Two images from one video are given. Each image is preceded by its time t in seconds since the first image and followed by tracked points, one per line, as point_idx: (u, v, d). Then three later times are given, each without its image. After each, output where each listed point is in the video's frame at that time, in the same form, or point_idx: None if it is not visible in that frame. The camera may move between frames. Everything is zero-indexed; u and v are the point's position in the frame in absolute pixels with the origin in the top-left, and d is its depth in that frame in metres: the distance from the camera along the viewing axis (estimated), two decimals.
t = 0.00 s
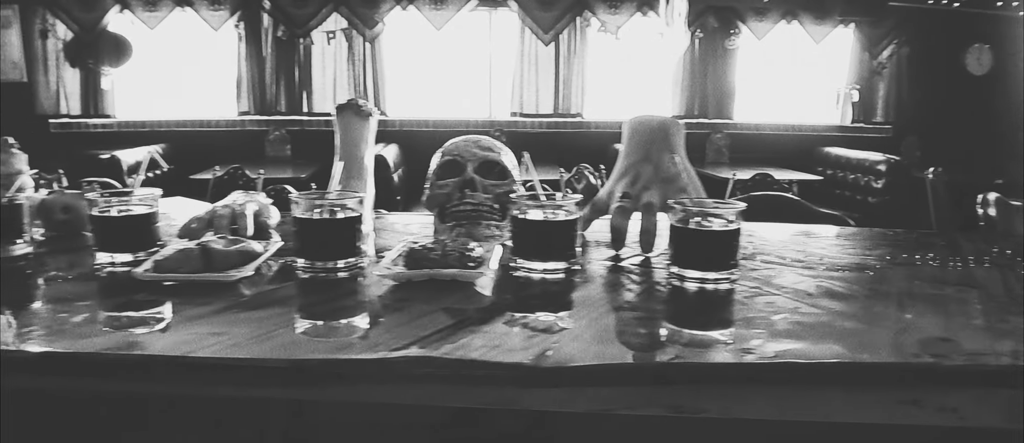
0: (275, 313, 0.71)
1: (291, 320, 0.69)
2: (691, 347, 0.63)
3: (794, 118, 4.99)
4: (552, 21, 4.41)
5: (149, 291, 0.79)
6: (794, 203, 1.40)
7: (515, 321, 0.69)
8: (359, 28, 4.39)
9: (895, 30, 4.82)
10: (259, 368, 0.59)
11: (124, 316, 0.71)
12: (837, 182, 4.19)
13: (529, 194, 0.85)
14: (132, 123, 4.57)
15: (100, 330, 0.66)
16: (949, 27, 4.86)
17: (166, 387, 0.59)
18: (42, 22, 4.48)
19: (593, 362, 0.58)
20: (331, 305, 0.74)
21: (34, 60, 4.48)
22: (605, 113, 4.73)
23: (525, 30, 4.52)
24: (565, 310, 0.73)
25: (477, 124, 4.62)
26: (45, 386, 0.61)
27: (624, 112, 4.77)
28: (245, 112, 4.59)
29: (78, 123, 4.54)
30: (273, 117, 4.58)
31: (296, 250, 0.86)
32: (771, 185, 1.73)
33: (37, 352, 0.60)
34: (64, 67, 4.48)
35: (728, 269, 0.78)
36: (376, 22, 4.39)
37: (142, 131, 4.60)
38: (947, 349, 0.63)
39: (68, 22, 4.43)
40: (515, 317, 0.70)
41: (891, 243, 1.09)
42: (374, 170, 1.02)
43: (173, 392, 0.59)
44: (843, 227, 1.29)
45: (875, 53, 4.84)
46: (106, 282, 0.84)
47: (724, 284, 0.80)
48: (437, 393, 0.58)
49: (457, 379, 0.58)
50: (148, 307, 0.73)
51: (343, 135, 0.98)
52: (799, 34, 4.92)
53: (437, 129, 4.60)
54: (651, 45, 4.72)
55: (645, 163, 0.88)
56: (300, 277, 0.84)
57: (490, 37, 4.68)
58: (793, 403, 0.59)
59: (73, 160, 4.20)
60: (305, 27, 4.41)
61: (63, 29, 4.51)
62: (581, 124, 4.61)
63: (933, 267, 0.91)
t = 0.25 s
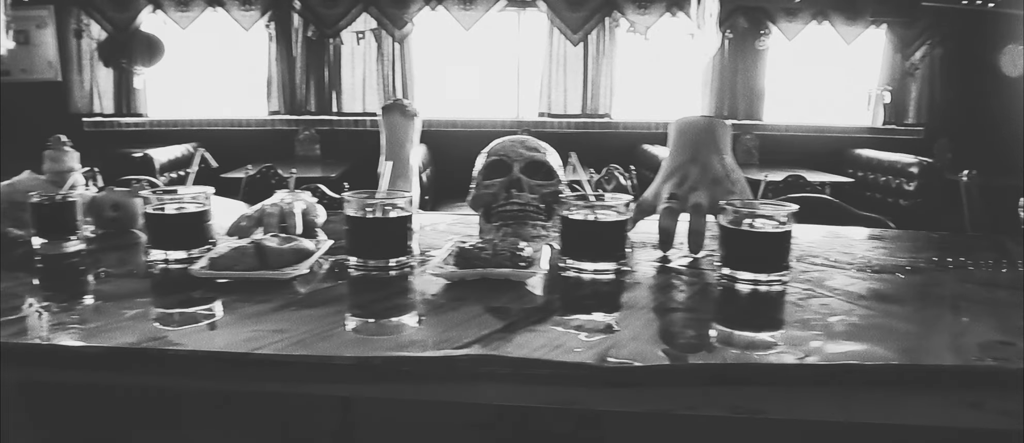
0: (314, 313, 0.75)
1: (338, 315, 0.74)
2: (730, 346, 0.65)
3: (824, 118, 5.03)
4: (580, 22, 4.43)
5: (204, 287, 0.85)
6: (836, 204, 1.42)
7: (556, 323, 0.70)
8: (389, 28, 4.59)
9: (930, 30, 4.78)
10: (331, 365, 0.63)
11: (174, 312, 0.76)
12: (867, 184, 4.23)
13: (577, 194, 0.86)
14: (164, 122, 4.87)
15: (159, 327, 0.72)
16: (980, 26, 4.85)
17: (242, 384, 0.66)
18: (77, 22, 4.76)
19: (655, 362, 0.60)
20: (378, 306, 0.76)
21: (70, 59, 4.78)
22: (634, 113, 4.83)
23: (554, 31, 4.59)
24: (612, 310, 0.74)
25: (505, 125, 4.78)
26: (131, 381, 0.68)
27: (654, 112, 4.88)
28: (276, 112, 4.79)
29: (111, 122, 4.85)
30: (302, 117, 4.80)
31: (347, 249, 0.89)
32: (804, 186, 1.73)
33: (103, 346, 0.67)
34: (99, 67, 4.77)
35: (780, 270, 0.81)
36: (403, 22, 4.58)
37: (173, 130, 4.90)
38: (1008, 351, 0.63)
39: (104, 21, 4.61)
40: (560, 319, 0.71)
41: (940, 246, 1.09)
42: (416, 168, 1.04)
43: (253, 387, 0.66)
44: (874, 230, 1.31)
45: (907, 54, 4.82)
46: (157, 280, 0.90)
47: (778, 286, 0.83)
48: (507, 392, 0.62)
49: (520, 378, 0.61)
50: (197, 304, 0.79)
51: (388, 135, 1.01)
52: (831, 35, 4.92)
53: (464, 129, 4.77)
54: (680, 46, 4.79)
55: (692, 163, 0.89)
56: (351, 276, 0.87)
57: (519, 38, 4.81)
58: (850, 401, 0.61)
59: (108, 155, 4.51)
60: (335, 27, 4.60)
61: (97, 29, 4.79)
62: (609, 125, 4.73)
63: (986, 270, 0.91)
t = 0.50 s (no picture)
0: (349, 311, 0.78)
1: (371, 314, 0.76)
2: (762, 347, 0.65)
3: (842, 118, 5.10)
4: (601, 21, 4.57)
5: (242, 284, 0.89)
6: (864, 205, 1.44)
7: (589, 324, 0.70)
8: (410, 28, 4.80)
9: (952, 30, 4.90)
10: (372, 362, 0.65)
11: (210, 309, 0.79)
12: (890, 185, 4.36)
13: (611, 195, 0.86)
14: (186, 122, 5.11)
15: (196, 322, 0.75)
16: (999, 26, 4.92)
17: (284, 381, 0.68)
18: (101, 22, 4.96)
19: (695, 363, 0.60)
20: (413, 305, 0.79)
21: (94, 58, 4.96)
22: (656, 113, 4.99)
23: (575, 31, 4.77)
24: (645, 311, 0.75)
25: (525, 124, 4.96)
26: (175, 377, 0.70)
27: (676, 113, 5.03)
28: (298, 111, 5.01)
29: (134, 121, 5.06)
30: (323, 116, 5.01)
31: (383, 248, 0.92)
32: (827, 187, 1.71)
33: (149, 342, 0.70)
34: (122, 67, 4.98)
35: (816, 271, 0.82)
36: (425, 22, 4.77)
37: (195, 129, 5.10)
38: None
39: (128, 22, 4.77)
40: (594, 320, 0.72)
41: (975, 247, 1.09)
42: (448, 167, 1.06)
43: (295, 385, 0.68)
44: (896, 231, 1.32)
45: (931, 54, 4.92)
46: (193, 277, 0.94)
47: (812, 287, 0.85)
48: (546, 389, 0.63)
49: (562, 376, 0.62)
50: (234, 301, 0.82)
51: (420, 134, 1.02)
52: (853, 35, 5.01)
53: (484, 129, 4.97)
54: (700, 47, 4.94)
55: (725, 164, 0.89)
56: (387, 274, 0.90)
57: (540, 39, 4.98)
58: (889, 399, 0.60)
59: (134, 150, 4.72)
60: (356, 27, 4.77)
61: (120, 29, 4.98)
62: (631, 125, 4.89)
63: None
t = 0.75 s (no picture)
0: (397, 306, 0.83)
1: (415, 309, 0.81)
2: (807, 346, 0.68)
3: (873, 118, 5.06)
4: (630, 21, 4.66)
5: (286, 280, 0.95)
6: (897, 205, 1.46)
7: (633, 322, 0.75)
8: (438, 28, 4.85)
9: (985, 30, 4.87)
10: (423, 357, 0.68)
11: (252, 305, 0.84)
12: (922, 187, 4.38)
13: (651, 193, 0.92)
14: (216, 120, 5.26)
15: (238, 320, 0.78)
16: None
17: (331, 374, 0.71)
18: (133, 22, 5.17)
19: (740, 359, 0.65)
20: (460, 300, 0.84)
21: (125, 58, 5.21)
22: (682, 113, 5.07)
23: (603, 32, 4.85)
24: (688, 309, 0.79)
25: (552, 124, 5.04)
26: (225, 371, 0.73)
27: (703, 113, 5.10)
28: (326, 111, 5.15)
29: (166, 119, 5.25)
30: (351, 116, 5.14)
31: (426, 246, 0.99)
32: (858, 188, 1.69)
33: (197, 336, 0.72)
34: (154, 66, 5.17)
35: (857, 269, 0.85)
36: (453, 22, 4.83)
37: (226, 129, 5.26)
38: None
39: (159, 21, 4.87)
40: (636, 319, 0.76)
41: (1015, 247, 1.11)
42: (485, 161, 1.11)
43: (341, 377, 0.71)
44: (928, 231, 1.32)
45: (963, 54, 4.89)
46: (236, 274, 0.99)
47: (853, 286, 0.87)
48: (590, 386, 0.67)
49: (612, 372, 0.66)
50: (278, 296, 0.88)
51: (457, 131, 1.07)
52: (883, 34, 5.00)
53: (510, 129, 5.07)
54: (729, 47, 4.99)
55: (765, 163, 0.92)
56: (429, 271, 0.97)
57: (568, 38, 5.06)
58: (922, 399, 0.64)
59: (168, 147, 4.89)
60: (385, 27, 4.89)
61: (151, 29, 5.19)
62: (658, 125, 4.98)
63: None
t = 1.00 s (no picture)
0: (429, 306, 0.85)
1: (446, 311, 0.83)
2: (835, 349, 0.68)
3: (896, 120, 5.05)
4: (652, 22, 4.49)
5: (319, 280, 0.97)
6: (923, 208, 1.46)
7: (663, 325, 0.76)
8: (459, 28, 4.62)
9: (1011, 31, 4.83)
10: (459, 357, 0.70)
11: (285, 305, 0.86)
12: (946, 189, 4.34)
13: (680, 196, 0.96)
14: (240, 121, 5.36)
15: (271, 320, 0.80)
16: None
17: (364, 373, 0.72)
18: (158, 23, 5.24)
19: (771, 361, 0.66)
20: (492, 302, 0.86)
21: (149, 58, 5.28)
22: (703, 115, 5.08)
23: (624, 33, 4.87)
24: (717, 311, 0.80)
25: (573, 125, 5.07)
26: (261, 371, 0.74)
27: (724, 114, 5.10)
28: (349, 111, 5.21)
29: (189, 119, 5.36)
30: (374, 117, 5.20)
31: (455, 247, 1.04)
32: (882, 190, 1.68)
33: (237, 336, 0.75)
34: (178, 67, 5.27)
35: (884, 273, 0.85)
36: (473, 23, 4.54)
37: (249, 129, 5.35)
38: None
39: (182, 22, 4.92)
40: (666, 322, 0.77)
41: None
42: (513, 161, 1.18)
43: (377, 378, 0.71)
44: (953, 234, 1.32)
45: (989, 55, 4.84)
46: (269, 274, 1.01)
47: (882, 291, 0.86)
48: (623, 388, 0.68)
49: (643, 375, 0.68)
50: (311, 296, 0.90)
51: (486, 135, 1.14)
52: (906, 35, 4.98)
53: (531, 130, 5.11)
54: (751, 48, 4.98)
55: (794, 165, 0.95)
56: (460, 272, 1.00)
57: (589, 39, 5.08)
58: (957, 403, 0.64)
59: (193, 146, 5.00)
60: (406, 28, 4.67)
61: (175, 30, 5.26)
62: (680, 126, 4.98)
63: None
